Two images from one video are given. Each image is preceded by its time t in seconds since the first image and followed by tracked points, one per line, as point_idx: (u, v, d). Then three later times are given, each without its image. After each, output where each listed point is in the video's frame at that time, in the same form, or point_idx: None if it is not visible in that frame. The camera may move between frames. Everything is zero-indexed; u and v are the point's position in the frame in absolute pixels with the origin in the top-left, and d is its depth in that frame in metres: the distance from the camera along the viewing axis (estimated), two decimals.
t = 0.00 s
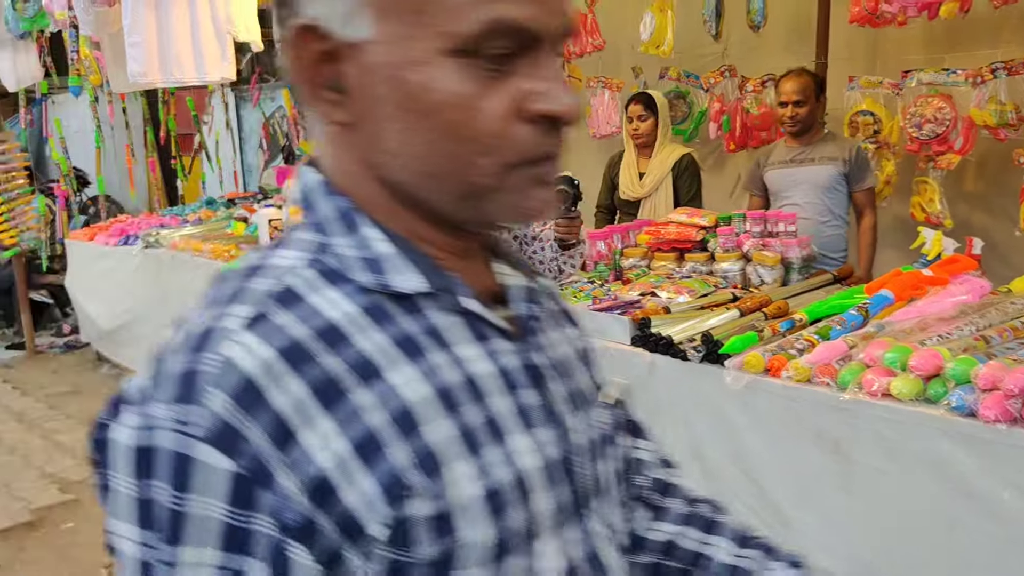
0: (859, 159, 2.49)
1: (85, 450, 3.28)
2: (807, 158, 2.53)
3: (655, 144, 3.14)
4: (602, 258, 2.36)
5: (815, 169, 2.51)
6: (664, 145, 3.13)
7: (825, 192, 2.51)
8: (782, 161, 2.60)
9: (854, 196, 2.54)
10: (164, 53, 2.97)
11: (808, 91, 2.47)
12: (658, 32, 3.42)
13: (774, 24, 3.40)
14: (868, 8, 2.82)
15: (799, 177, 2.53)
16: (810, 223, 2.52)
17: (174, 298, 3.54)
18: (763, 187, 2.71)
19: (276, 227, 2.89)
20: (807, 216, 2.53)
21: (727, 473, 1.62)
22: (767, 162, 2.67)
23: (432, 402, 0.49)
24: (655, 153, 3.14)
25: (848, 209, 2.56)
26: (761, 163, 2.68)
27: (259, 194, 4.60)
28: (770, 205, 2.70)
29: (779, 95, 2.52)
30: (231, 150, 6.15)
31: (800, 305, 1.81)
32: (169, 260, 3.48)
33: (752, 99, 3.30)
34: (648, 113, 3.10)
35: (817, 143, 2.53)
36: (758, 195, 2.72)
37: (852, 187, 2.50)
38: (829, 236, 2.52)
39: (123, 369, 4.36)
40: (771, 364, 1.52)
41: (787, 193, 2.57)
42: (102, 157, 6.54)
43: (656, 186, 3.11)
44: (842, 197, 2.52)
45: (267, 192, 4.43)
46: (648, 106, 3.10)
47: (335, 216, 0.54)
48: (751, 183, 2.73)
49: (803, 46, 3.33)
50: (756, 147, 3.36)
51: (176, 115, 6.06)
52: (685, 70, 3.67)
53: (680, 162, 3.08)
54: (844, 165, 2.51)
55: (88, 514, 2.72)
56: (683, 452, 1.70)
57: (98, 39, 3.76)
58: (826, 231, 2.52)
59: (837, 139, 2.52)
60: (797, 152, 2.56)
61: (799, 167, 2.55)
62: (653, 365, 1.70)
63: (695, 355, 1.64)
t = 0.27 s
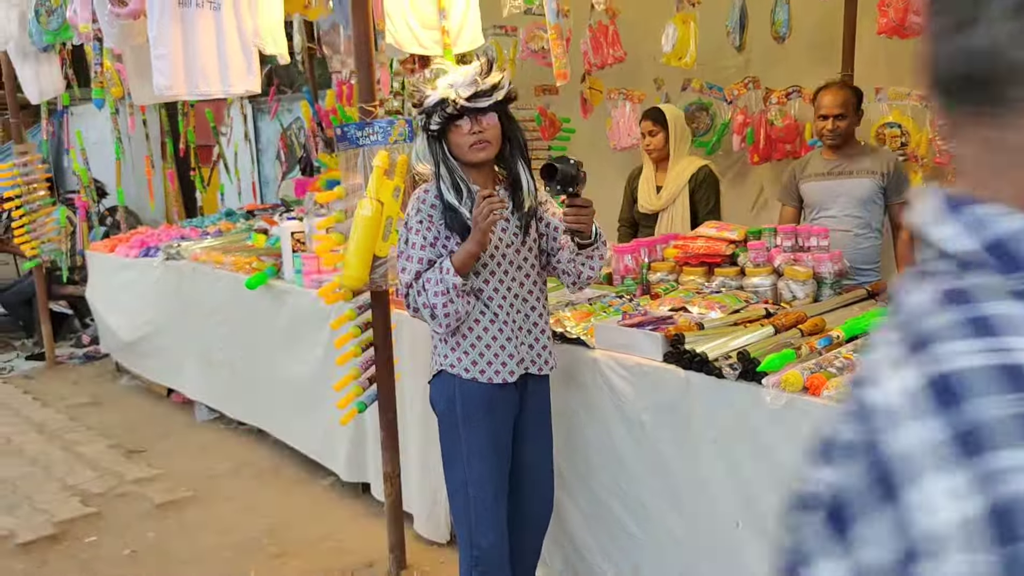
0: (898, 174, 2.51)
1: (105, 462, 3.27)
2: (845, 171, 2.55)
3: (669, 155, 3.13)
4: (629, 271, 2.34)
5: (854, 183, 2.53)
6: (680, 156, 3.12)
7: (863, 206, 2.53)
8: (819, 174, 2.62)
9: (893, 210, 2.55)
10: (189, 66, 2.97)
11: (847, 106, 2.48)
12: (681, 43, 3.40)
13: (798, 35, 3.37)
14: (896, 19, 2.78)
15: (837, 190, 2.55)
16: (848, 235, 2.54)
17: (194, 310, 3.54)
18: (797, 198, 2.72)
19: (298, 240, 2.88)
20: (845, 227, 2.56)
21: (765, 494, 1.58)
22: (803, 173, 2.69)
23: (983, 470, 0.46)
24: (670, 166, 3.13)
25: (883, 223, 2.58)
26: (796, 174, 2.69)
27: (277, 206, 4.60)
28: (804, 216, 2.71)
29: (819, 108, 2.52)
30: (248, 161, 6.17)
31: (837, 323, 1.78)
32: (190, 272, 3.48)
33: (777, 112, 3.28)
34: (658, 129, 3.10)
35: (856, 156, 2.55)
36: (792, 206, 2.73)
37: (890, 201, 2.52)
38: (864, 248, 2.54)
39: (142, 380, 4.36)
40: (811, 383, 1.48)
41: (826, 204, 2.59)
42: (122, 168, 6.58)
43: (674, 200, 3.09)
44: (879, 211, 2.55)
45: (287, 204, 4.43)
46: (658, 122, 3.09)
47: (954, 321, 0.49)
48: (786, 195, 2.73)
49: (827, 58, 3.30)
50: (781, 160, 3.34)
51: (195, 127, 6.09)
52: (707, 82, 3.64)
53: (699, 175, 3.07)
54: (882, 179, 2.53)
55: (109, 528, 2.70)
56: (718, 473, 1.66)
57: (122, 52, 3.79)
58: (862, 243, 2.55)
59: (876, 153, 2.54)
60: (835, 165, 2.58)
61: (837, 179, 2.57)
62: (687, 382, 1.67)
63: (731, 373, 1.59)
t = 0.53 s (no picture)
0: (913, 182, 2.50)
1: (107, 473, 3.24)
2: (860, 176, 2.55)
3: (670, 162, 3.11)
4: (640, 280, 2.33)
5: (869, 188, 2.52)
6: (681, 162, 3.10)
7: (878, 212, 2.52)
8: (834, 179, 2.62)
9: (906, 217, 2.55)
10: (195, 73, 2.94)
11: (863, 111, 2.46)
12: (685, 50, 3.38)
13: (803, 42, 3.37)
14: (904, 26, 2.79)
15: (852, 195, 2.55)
16: (860, 240, 2.54)
17: (197, 319, 3.51)
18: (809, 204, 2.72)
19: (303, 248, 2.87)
20: (857, 233, 2.55)
21: (783, 506, 1.57)
22: (817, 179, 2.69)
23: None
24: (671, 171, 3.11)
25: (896, 231, 2.57)
26: (810, 180, 2.69)
27: (279, 214, 4.59)
28: (817, 222, 2.71)
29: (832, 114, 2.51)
30: (248, 169, 6.16)
31: (854, 332, 1.76)
32: (193, 281, 3.45)
33: (781, 119, 3.25)
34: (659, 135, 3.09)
35: (871, 162, 2.54)
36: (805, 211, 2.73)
37: (903, 208, 2.51)
38: (876, 255, 2.53)
39: (143, 389, 4.33)
40: (832, 394, 1.47)
41: (839, 209, 2.58)
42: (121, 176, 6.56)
43: (675, 205, 3.08)
44: (893, 218, 2.54)
45: (289, 211, 4.41)
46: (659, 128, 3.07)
47: None
48: (796, 199, 2.73)
49: (832, 66, 3.30)
50: (786, 167, 3.32)
51: (195, 135, 6.08)
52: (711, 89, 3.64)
53: (701, 180, 3.05)
54: (898, 186, 2.52)
55: (113, 540, 2.67)
56: (735, 485, 1.64)
57: (124, 59, 3.78)
58: (875, 250, 2.54)
59: (889, 160, 2.54)
60: (850, 170, 2.58)
61: (852, 185, 2.57)
62: (704, 393, 1.66)
63: (750, 383, 1.56)
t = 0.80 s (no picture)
0: (901, 178, 2.51)
1: (91, 475, 3.18)
2: (849, 173, 2.55)
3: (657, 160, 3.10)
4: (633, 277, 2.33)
5: (858, 185, 2.53)
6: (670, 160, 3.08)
7: (866, 209, 2.53)
8: (822, 175, 2.62)
9: (893, 214, 2.56)
10: (181, 68, 2.89)
11: (857, 108, 2.46)
12: (673, 48, 3.37)
13: (791, 40, 3.38)
14: (892, 24, 2.79)
15: (840, 192, 2.55)
16: (848, 237, 2.54)
17: (182, 318, 3.46)
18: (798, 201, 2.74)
19: (291, 246, 2.83)
20: (845, 229, 2.55)
21: (783, 503, 1.56)
22: (806, 175, 2.69)
23: None
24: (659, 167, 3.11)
25: (883, 227, 2.58)
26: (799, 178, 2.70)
27: (264, 213, 4.53)
28: (805, 219, 2.71)
29: (826, 110, 2.50)
30: (232, 167, 6.09)
31: (851, 329, 1.76)
32: (178, 280, 3.40)
33: (771, 117, 3.26)
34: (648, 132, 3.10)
35: (859, 159, 2.55)
36: (793, 208, 2.74)
37: (890, 204, 2.52)
38: (864, 251, 2.54)
39: (126, 390, 4.27)
40: (833, 391, 1.46)
41: (827, 206, 2.59)
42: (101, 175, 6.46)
43: (661, 201, 3.08)
44: (880, 215, 2.54)
45: (276, 210, 4.36)
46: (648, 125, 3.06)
47: None
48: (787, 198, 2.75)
49: (820, 64, 3.30)
50: (775, 166, 3.31)
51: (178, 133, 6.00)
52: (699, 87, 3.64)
53: (687, 176, 3.04)
54: (886, 183, 2.53)
55: (98, 544, 2.62)
56: (734, 483, 1.64)
57: (107, 56, 3.74)
58: (863, 246, 2.54)
59: (877, 157, 2.54)
60: (839, 167, 2.58)
61: (840, 182, 2.57)
62: (702, 391, 1.65)
63: (749, 380, 1.57)
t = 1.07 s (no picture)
0: (880, 171, 2.51)
1: (75, 474, 3.13)
2: (827, 167, 2.56)
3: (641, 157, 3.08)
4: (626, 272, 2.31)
5: (837, 179, 2.53)
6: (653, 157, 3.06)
7: (846, 203, 2.53)
8: (801, 171, 2.63)
9: (874, 207, 2.56)
10: (167, 59, 2.85)
11: (839, 102, 2.48)
12: (663, 43, 3.36)
13: (780, 35, 3.37)
14: (882, 18, 2.79)
15: (819, 186, 2.56)
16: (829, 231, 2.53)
17: (167, 314, 3.41)
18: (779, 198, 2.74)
19: (279, 241, 2.79)
20: (826, 224, 2.55)
21: (781, 499, 1.55)
22: (786, 171, 2.69)
23: None
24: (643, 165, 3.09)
25: (864, 221, 2.58)
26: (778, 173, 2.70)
27: (249, 208, 4.48)
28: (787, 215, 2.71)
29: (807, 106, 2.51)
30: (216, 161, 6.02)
31: (847, 324, 1.76)
32: (162, 275, 3.35)
33: (760, 111, 3.25)
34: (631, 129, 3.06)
35: (838, 153, 2.56)
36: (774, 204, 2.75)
37: (870, 198, 2.53)
38: (846, 245, 2.54)
39: (109, 387, 4.20)
40: (831, 386, 1.45)
41: (807, 201, 2.59)
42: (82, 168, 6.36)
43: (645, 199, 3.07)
44: (861, 208, 2.55)
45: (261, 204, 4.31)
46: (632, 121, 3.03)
47: None
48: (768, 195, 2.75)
49: (809, 59, 3.30)
50: (764, 161, 3.30)
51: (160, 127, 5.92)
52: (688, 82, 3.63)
53: (669, 175, 3.02)
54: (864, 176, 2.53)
55: (82, 544, 2.58)
56: (731, 479, 1.63)
57: (90, 46, 3.67)
58: (844, 240, 2.54)
59: (857, 151, 2.54)
60: (817, 162, 2.59)
61: (820, 176, 2.58)
62: (700, 386, 1.63)
63: (747, 376, 1.55)
